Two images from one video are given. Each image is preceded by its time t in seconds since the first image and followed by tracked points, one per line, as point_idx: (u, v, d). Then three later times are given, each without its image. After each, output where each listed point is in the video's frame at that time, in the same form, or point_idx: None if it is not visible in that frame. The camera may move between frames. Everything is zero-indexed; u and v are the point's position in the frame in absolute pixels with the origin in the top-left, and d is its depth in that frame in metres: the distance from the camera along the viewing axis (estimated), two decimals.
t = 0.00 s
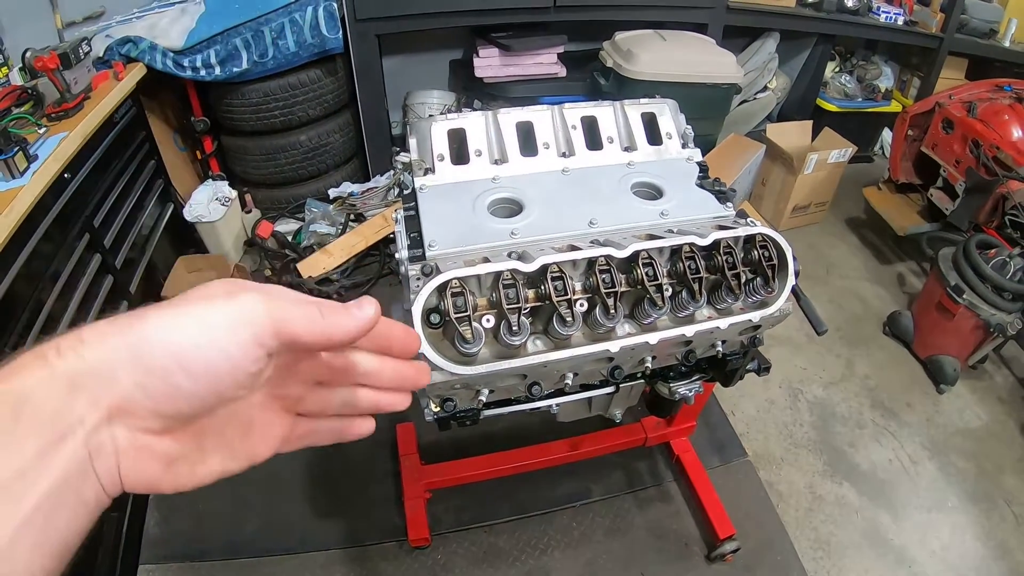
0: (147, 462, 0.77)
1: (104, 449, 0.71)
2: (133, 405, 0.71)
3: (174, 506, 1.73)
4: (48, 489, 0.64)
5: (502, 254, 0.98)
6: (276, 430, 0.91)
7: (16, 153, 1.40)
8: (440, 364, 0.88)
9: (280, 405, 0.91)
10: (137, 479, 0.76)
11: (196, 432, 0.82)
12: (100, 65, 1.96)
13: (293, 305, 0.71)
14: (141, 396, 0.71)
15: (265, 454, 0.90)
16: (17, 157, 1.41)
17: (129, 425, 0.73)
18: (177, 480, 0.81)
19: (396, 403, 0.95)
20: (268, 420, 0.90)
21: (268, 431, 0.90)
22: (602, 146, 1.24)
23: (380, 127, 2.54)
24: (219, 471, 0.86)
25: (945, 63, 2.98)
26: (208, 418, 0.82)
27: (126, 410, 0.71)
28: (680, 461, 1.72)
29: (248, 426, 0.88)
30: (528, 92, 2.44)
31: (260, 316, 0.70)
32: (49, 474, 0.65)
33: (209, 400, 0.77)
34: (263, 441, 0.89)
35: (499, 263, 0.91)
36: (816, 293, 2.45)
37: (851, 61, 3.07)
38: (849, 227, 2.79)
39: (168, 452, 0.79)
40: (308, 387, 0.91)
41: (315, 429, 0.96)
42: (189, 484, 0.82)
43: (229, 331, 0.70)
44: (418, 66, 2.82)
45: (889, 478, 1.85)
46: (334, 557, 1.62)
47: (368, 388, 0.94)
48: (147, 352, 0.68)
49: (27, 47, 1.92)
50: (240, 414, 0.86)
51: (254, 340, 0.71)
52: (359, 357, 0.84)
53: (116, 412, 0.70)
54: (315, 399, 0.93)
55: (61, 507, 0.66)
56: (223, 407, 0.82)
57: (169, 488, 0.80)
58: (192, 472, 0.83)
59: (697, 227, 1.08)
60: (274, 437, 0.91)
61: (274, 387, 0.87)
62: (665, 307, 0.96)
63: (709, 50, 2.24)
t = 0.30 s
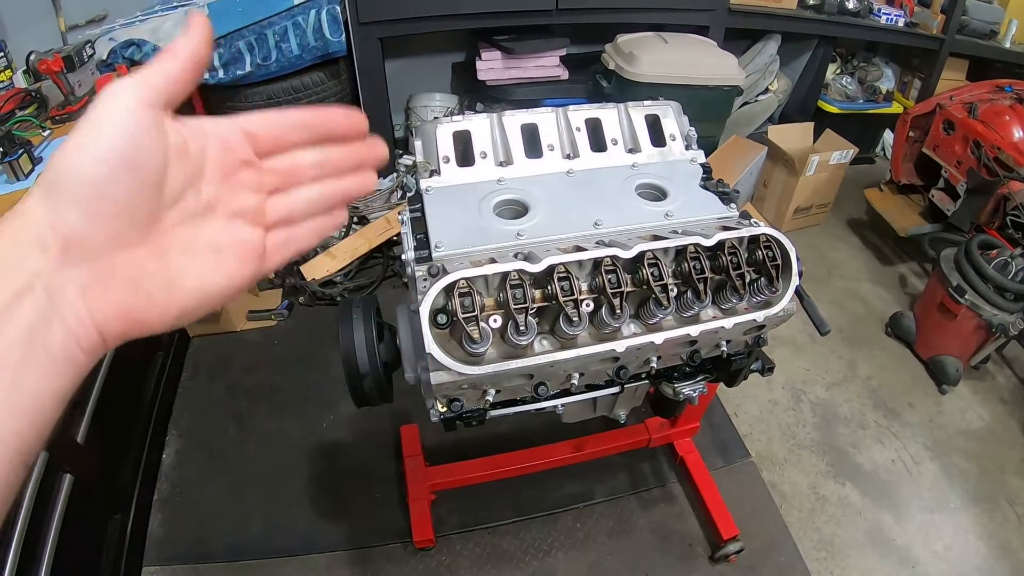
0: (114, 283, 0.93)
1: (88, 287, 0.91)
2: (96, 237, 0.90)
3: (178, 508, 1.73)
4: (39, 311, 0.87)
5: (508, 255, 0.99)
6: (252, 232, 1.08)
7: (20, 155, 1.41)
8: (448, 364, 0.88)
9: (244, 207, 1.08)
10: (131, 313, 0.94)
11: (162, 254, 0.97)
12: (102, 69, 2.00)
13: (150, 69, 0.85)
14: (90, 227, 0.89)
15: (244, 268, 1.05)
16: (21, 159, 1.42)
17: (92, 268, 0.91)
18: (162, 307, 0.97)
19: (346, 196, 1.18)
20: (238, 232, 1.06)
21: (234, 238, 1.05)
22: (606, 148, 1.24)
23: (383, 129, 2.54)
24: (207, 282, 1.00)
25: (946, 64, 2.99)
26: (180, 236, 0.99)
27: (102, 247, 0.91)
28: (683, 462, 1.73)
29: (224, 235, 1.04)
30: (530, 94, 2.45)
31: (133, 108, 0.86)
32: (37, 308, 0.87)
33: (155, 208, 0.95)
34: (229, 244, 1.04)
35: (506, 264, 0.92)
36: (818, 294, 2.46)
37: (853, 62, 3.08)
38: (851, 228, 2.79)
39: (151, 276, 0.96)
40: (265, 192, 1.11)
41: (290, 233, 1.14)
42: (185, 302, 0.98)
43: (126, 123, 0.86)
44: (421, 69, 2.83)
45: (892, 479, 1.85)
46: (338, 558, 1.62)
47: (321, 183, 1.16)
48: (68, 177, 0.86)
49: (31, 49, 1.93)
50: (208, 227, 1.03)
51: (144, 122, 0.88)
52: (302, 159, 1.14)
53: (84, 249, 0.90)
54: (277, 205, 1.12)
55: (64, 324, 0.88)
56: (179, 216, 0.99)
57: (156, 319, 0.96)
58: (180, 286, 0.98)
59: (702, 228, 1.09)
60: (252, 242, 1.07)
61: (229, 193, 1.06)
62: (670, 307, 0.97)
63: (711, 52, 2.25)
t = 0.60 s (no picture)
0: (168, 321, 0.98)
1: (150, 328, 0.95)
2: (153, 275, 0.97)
3: (179, 510, 1.73)
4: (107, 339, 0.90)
5: (508, 259, 1.00)
6: (284, 273, 1.17)
7: (22, 158, 1.42)
8: (449, 367, 0.88)
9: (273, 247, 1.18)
10: (199, 335, 1.01)
11: (209, 292, 1.05)
12: (103, 72, 2.00)
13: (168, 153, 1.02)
14: (154, 272, 0.97)
15: (283, 297, 1.14)
16: (22, 162, 1.42)
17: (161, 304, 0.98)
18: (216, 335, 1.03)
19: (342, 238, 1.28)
20: (273, 273, 1.15)
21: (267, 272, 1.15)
22: (605, 152, 1.25)
23: (383, 133, 2.55)
24: (251, 308, 1.09)
25: (945, 67, 3.00)
26: (223, 274, 1.08)
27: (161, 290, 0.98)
28: (684, 465, 1.73)
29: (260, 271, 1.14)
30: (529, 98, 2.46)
31: (160, 181, 1.00)
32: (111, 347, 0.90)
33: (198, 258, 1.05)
34: (262, 276, 1.14)
35: (506, 267, 0.92)
36: (817, 296, 2.46)
37: (852, 65, 3.09)
38: (849, 231, 2.80)
39: (200, 308, 1.02)
40: (283, 241, 1.20)
41: (316, 270, 1.21)
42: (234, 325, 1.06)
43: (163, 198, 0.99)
44: (421, 73, 2.84)
45: (892, 481, 1.85)
46: (338, 561, 1.62)
47: (324, 201, 1.28)
48: (122, 259, 0.96)
49: (32, 52, 1.93)
50: (247, 267, 1.12)
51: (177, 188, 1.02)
52: (305, 207, 1.25)
53: (150, 288, 0.97)
54: (297, 249, 1.21)
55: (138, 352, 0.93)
56: (220, 261, 1.09)
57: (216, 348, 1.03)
58: (231, 316, 1.06)
59: (702, 231, 1.09)
60: (283, 277, 1.16)
61: (253, 243, 1.16)
62: (670, 310, 0.97)
63: (709, 56, 2.26)
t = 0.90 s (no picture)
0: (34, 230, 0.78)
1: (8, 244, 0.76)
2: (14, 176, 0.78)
3: (174, 514, 1.73)
4: None
5: (499, 260, 1.00)
6: (185, 117, 0.92)
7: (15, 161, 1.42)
8: (438, 369, 0.88)
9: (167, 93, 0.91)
10: (79, 236, 0.81)
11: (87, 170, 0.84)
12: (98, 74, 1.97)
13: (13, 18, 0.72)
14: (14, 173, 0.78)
15: (183, 167, 0.90)
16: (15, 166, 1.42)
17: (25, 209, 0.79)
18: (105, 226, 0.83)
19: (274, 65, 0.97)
20: (169, 124, 0.91)
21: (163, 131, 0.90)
22: (597, 152, 1.25)
23: (378, 136, 2.55)
24: (146, 179, 0.87)
25: (940, 67, 3.00)
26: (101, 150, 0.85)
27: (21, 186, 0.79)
28: (679, 466, 1.73)
29: (152, 129, 0.90)
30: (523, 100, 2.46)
31: None
32: None
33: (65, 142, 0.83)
34: (155, 138, 0.89)
35: (496, 268, 0.92)
36: (813, 296, 2.46)
37: (847, 66, 3.10)
38: (845, 231, 2.80)
39: (83, 200, 0.82)
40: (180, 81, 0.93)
41: (221, 112, 0.94)
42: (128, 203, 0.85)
43: None
44: (416, 75, 2.84)
45: (888, 481, 1.85)
46: (333, 564, 1.62)
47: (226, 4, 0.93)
48: None
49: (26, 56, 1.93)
50: (133, 129, 0.88)
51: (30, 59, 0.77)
52: (201, 22, 0.93)
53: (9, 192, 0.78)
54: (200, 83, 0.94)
55: None
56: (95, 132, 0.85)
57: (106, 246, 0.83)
58: (115, 199, 0.84)
59: (693, 231, 1.09)
60: (185, 126, 0.92)
61: (141, 92, 0.90)
62: (661, 310, 0.97)
63: (705, 57, 2.26)
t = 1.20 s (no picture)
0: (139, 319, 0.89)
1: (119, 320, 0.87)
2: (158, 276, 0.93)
3: (175, 515, 1.72)
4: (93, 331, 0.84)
5: (503, 258, 0.99)
6: (266, 299, 1.12)
7: (13, 162, 1.41)
8: (442, 368, 0.88)
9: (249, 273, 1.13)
10: (193, 329, 0.96)
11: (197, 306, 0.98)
12: (97, 74, 1.98)
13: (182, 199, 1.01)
14: (155, 269, 0.93)
15: (266, 319, 1.09)
16: (14, 166, 1.41)
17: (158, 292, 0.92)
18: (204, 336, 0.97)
19: (329, 301, 1.21)
20: (256, 297, 1.11)
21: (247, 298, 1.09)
22: (600, 150, 1.24)
23: (377, 136, 2.53)
24: (239, 319, 1.04)
25: (939, 64, 3.00)
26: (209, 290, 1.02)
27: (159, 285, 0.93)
28: (682, 464, 1.72)
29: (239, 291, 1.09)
30: (522, 98, 2.46)
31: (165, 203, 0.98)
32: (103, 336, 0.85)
33: (193, 276, 1.00)
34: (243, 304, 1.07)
35: (501, 266, 0.91)
36: (812, 294, 2.46)
37: (846, 63, 3.10)
38: (845, 229, 2.80)
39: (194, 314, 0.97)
40: (268, 276, 1.17)
41: (300, 307, 1.17)
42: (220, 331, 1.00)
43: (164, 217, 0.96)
44: (415, 74, 2.83)
45: (890, 479, 1.85)
46: (335, 565, 1.61)
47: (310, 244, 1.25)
48: (126, 252, 0.92)
49: (23, 56, 1.93)
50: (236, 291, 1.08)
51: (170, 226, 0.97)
52: (293, 251, 1.23)
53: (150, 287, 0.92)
54: (282, 284, 1.18)
55: (125, 358, 0.86)
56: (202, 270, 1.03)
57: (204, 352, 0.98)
58: (220, 321, 1.01)
59: (697, 229, 1.08)
60: (264, 303, 1.11)
61: (239, 270, 1.12)
62: (666, 308, 0.96)
63: (704, 55, 2.26)
